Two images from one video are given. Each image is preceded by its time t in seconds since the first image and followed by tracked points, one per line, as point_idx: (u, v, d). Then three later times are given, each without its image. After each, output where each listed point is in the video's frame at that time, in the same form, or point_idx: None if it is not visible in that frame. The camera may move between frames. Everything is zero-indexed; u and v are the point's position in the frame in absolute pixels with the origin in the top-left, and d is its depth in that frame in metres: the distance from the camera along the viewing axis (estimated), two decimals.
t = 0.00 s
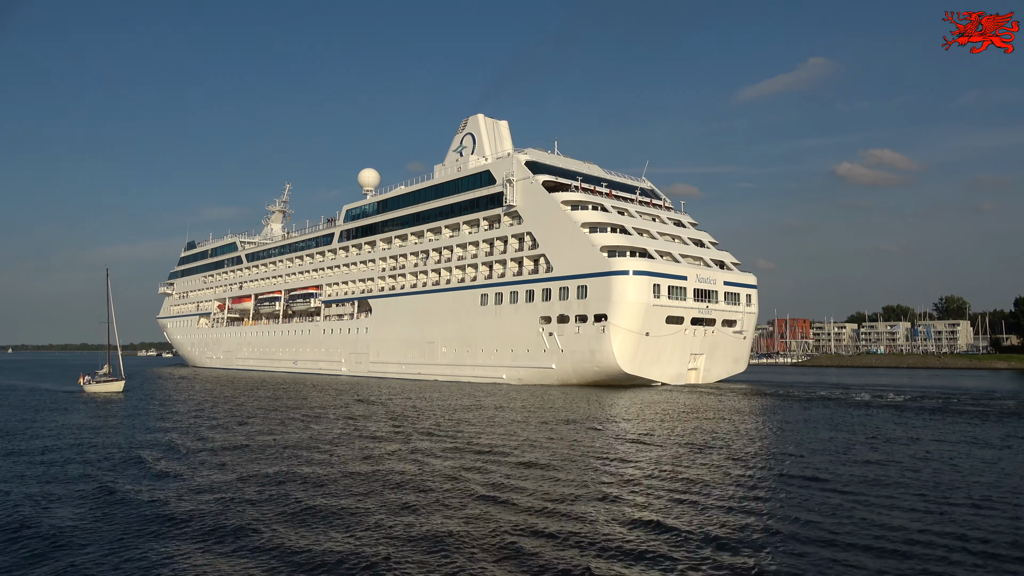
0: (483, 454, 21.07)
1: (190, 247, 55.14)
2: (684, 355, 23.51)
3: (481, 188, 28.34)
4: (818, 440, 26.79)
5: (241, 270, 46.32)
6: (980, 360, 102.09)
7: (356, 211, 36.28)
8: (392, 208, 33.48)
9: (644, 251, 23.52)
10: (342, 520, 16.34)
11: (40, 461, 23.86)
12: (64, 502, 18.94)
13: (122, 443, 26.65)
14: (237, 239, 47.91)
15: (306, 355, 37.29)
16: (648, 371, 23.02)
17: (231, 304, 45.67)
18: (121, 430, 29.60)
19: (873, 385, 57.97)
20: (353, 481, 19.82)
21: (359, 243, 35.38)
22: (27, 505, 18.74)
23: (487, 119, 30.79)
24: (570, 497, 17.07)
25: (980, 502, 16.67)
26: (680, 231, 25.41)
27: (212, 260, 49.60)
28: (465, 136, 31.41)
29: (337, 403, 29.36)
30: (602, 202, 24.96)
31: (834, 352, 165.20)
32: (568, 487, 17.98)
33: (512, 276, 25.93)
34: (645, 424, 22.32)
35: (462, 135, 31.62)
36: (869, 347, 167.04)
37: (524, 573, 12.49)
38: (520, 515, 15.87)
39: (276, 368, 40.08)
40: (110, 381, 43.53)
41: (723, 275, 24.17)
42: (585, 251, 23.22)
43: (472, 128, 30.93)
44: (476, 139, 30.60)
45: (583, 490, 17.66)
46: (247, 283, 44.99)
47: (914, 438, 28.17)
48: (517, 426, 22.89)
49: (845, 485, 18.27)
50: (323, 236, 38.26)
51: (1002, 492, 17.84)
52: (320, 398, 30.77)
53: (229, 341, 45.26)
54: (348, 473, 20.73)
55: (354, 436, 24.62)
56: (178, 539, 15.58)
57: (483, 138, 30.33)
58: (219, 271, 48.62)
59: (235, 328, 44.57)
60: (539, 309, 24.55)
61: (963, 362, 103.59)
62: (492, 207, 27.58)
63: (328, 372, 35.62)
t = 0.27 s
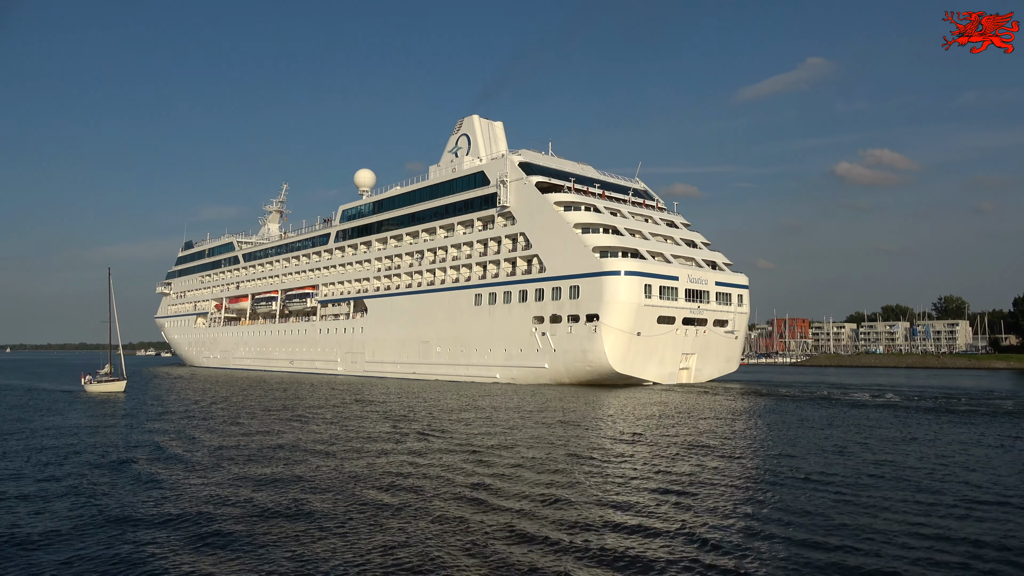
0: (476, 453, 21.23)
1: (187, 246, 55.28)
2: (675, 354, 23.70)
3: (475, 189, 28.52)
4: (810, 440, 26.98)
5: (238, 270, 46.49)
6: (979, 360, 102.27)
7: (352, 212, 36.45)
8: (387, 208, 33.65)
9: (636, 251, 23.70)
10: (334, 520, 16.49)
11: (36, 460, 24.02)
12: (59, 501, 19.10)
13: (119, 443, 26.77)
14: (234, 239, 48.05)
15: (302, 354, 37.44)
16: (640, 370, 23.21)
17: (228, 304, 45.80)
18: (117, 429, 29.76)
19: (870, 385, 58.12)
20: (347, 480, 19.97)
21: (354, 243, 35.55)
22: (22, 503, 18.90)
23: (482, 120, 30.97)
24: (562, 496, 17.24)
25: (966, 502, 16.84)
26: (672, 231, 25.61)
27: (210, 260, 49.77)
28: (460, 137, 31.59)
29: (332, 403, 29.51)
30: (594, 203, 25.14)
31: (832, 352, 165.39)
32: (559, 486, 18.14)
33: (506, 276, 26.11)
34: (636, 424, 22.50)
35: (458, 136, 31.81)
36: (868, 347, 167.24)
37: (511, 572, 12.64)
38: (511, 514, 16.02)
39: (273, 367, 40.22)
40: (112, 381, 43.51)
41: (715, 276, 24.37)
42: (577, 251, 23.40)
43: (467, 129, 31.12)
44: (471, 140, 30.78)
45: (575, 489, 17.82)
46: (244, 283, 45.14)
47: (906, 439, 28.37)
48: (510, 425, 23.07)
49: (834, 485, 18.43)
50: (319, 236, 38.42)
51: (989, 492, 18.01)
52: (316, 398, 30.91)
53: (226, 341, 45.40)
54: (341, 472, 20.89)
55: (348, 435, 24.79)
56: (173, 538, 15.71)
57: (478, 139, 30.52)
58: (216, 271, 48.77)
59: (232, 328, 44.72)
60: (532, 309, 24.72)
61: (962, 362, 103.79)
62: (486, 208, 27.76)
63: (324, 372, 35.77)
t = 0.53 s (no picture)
0: (471, 452, 21.41)
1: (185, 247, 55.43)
2: (668, 354, 23.89)
3: (471, 190, 28.69)
4: (803, 439, 27.17)
5: (236, 270, 46.65)
6: (978, 360, 102.45)
7: (349, 212, 36.61)
8: (383, 209, 33.82)
9: (629, 252, 23.88)
10: (328, 519, 16.65)
11: (33, 459, 24.18)
12: (55, 500, 19.26)
13: (116, 442, 26.93)
14: (232, 239, 48.21)
15: (299, 354, 37.59)
16: (633, 370, 23.39)
17: (226, 303, 45.95)
18: (114, 429, 29.91)
19: (868, 385, 58.25)
20: (343, 479, 20.13)
21: (351, 244, 35.73)
22: (18, 502, 19.06)
23: (478, 121, 31.14)
24: (555, 496, 17.40)
25: (954, 502, 17.00)
26: (666, 232, 25.80)
27: (208, 260, 49.95)
28: (456, 138, 31.78)
29: (329, 402, 29.68)
30: (588, 204, 25.32)
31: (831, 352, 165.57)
32: (553, 485, 18.30)
33: (500, 277, 26.29)
34: (629, 424, 22.68)
35: (454, 137, 31.98)
36: (867, 347, 167.42)
37: (501, 570, 12.79)
38: (506, 514, 16.18)
39: (270, 367, 40.38)
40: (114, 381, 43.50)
41: (708, 276, 24.55)
42: (571, 252, 23.57)
43: (463, 130, 31.30)
44: (468, 141, 30.96)
45: (569, 489, 18.00)
46: (242, 283, 45.30)
47: (899, 439, 28.55)
48: (504, 426, 23.25)
49: (824, 484, 18.60)
50: (316, 236, 38.59)
51: (977, 492, 18.18)
52: (312, 398, 31.07)
53: (224, 340, 45.55)
54: (336, 471, 21.05)
55: (344, 434, 24.96)
56: (170, 536, 15.89)
57: (474, 140, 30.69)
58: (214, 271, 48.91)
59: (229, 327, 44.86)
60: (526, 309, 24.89)
61: (963, 362, 103.92)
62: (481, 209, 27.93)
63: (321, 371, 35.93)
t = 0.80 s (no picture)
0: (464, 451, 21.63)
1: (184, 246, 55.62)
2: (661, 354, 24.10)
3: (466, 191, 28.92)
4: (795, 439, 27.39)
5: (234, 270, 46.85)
6: (977, 361, 102.63)
7: (345, 213, 36.84)
8: (380, 209, 34.04)
9: (621, 253, 24.10)
10: (321, 518, 16.84)
11: (31, 458, 24.39)
12: (52, 498, 19.45)
13: (114, 441, 27.19)
14: (230, 239, 48.43)
15: (296, 354, 37.81)
16: (625, 370, 23.60)
17: (224, 303, 46.16)
18: (112, 428, 30.11)
19: (865, 385, 58.44)
20: (337, 478, 20.35)
21: (348, 244, 35.95)
22: (15, 500, 19.25)
23: (474, 123, 31.34)
24: (546, 494, 17.64)
25: (941, 503, 17.18)
26: (659, 234, 26.02)
27: (206, 260, 50.17)
28: (452, 140, 32.00)
29: (325, 401, 29.90)
30: (581, 206, 25.54)
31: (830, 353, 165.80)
32: (544, 484, 18.53)
33: (495, 277, 26.50)
34: (621, 424, 22.91)
35: (450, 139, 32.21)
36: (867, 347, 167.59)
37: (490, 568, 12.98)
38: (495, 512, 16.41)
39: (268, 366, 40.59)
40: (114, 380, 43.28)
41: (700, 277, 24.77)
42: (564, 253, 23.79)
43: (459, 131, 31.52)
44: (463, 143, 31.18)
45: (560, 487, 18.23)
46: (240, 283, 45.50)
47: (892, 440, 28.75)
48: (498, 425, 23.47)
49: (813, 485, 18.80)
50: (314, 237, 38.81)
51: (965, 493, 18.36)
52: (309, 397, 31.29)
53: (222, 340, 45.77)
54: (330, 470, 21.25)
55: (339, 434, 25.17)
56: (165, 533, 16.13)
57: (469, 141, 30.91)
58: (213, 271, 49.12)
59: (227, 327, 45.08)
60: (520, 310, 25.11)
61: (962, 362, 104.08)
62: (476, 210, 28.15)
63: (318, 371, 36.14)
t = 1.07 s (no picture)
0: (457, 451, 21.80)
1: (183, 246, 55.80)
2: (654, 355, 24.27)
3: (461, 193, 29.10)
4: (788, 441, 27.55)
5: (231, 270, 47.01)
6: (976, 363, 102.76)
7: (343, 213, 37.03)
8: (376, 210, 34.23)
9: (614, 255, 24.27)
10: (315, 516, 16.98)
11: (27, 456, 24.51)
12: (48, 496, 19.58)
13: (111, 439, 27.37)
14: (228, 239, 48.62)
15: (293, 353, 37.98)
16: (618, 370, 23.77)
17: (222, 303, 46.31)
18: (109, 427, 30.25)
19: (862, 387, 58.57)
20: (331, 477, 20.52)
21: (345, 245, 36.13)
22: (11, 498, 19.40)
23: (470, 124, 31.54)
24: (537, 493, 17.81)
25: (929, 503, 17.33)
26: (652, 235, 26.20)
27: (204, 260, 50.34)
28: (449, 141, 32.21)
29: (321, 401, 30.07)
30: (575, 207, 25.72)
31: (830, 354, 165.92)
32: (536, 483, 18.70)
33: (490, 278, 26.68)
34: (613, 425, 23.07)
35: (446, 140, 32.41)
36: (866, 349, 167.68)
37: (479, 566, 13.11)
38: (487, 510, 16.58)
39: (265, 366, 40.76)
40: (116, 380, 42.74)
41: (693, 279, 24.95)
42: (557, 254, 23.97)
43: (456, 133, 31.73)
44: (459, 144, 31.39)
45: (551, 487, 18.40)
46: (238, 282, 45.67)
47: (884, 441, 28.90)
48: (491, 425, 23.64)
49: (802, 485, 18.95)
50: (311, 237, 38.99)
51: (954, 495, 18.49)
52: (305, 397, 31.46)
53: (220, 340, 45.93)
54: (325, 469, 21.41)
55: (335, 433, 25.32)
56: (159, 530, 16.30)
57: (466, 143, 31.10)
58: (211, 271, 49.31)
59: (225, 327, 45.25)
60: (514, 310, 25.28)
61: (961, 364, 104.23)
62: (471, 211, 28.33)
63: (315, 370, 36.31)
